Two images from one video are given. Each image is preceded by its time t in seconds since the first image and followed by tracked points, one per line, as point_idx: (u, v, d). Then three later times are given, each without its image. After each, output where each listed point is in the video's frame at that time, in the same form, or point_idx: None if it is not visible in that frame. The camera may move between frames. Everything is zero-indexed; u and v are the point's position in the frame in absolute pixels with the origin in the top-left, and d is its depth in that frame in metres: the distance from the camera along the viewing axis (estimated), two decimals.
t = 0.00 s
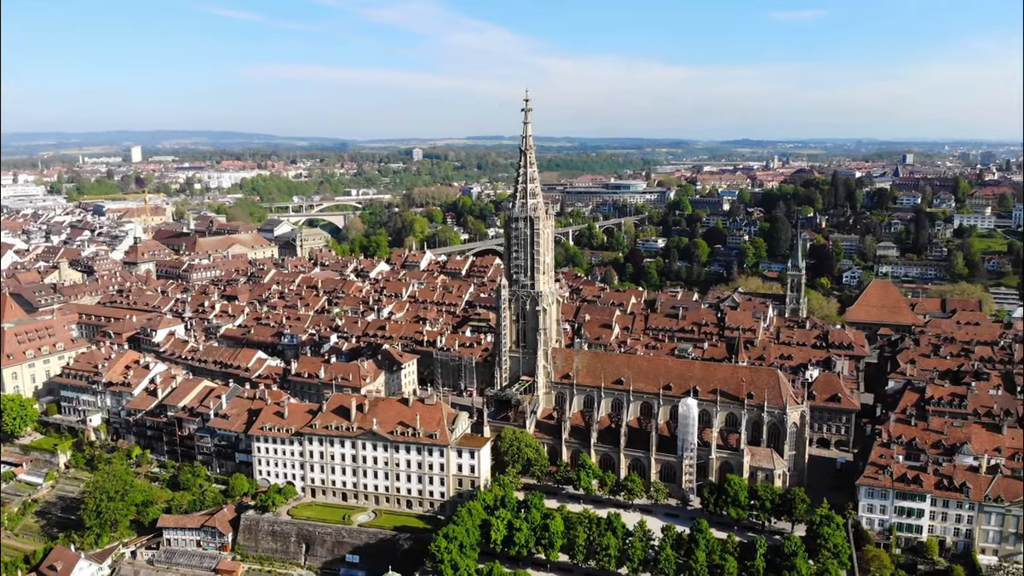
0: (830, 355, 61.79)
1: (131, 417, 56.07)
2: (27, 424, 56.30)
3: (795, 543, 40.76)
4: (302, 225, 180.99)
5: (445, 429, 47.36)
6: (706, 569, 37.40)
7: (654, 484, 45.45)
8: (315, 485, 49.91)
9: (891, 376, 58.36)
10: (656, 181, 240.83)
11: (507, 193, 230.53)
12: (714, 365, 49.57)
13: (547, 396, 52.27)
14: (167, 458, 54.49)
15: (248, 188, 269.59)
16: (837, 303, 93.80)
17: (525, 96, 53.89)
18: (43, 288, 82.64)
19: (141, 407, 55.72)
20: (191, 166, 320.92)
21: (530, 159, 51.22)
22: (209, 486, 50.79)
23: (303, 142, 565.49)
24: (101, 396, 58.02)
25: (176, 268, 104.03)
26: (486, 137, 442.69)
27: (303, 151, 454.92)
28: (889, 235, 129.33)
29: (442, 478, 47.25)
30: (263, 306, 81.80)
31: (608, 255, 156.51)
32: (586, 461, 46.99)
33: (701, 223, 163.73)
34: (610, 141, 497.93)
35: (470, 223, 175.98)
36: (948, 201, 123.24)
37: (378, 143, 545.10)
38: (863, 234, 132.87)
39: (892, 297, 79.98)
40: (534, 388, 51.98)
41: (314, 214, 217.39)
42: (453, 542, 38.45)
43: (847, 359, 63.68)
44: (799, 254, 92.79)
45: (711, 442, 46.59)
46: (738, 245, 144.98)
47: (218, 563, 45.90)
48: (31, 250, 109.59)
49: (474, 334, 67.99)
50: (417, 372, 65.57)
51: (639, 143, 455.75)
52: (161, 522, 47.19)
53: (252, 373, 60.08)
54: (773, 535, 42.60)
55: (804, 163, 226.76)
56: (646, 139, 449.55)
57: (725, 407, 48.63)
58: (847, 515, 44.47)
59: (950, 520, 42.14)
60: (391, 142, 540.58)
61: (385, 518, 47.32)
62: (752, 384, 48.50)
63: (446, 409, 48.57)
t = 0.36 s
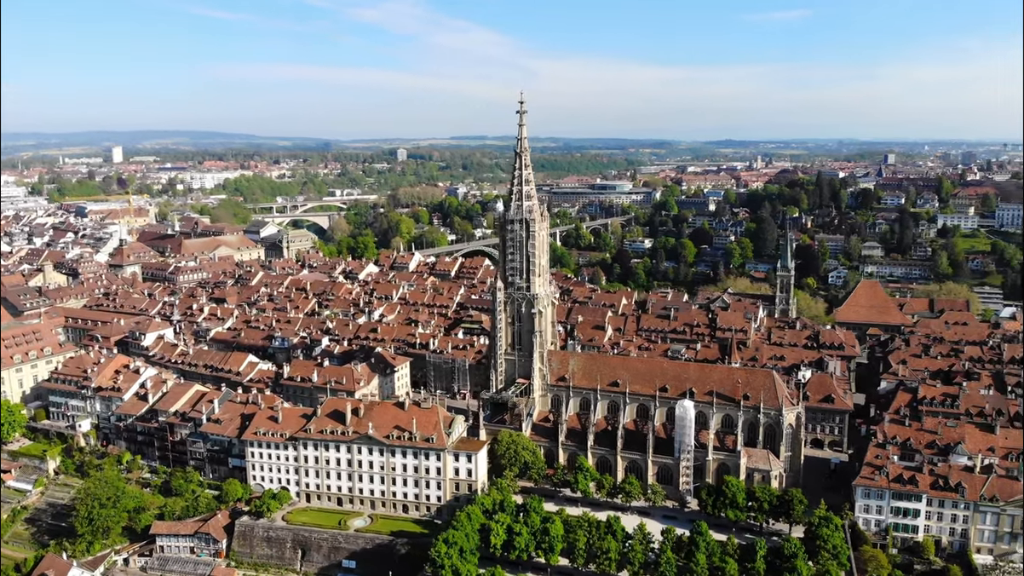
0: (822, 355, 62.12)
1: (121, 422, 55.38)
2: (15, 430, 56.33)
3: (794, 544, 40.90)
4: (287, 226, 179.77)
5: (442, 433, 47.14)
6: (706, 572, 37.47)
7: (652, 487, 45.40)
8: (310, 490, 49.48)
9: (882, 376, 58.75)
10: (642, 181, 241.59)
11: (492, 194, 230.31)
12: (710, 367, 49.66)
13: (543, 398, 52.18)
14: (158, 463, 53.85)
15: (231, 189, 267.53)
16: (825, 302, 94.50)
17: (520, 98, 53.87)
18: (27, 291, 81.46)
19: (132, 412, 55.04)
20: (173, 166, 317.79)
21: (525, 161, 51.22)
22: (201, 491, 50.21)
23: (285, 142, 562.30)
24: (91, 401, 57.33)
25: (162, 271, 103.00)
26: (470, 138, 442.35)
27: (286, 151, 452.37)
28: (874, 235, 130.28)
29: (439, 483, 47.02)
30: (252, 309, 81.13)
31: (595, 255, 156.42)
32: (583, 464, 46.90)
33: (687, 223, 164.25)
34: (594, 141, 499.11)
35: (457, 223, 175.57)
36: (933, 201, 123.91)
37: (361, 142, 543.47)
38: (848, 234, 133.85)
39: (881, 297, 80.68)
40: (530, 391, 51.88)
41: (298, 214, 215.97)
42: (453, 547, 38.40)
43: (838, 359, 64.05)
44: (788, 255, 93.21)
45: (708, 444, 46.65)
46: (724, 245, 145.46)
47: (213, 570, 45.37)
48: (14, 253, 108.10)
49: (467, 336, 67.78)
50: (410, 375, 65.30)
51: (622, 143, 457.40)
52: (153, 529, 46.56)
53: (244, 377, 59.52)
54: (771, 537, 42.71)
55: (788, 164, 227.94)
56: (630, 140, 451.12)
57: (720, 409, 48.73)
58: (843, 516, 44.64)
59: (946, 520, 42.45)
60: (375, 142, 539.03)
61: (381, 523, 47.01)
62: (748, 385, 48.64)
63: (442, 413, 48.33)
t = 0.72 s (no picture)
0: (814, 356, 62.45)
1: (111, 428, 54.70)
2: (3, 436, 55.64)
3: (791, 545, 41.04)
4: (272, 227, 178.60)
5: (439, 436, 46.92)
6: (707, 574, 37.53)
7: (649, 489, 45.38)
8: (305, 495, 49.08)
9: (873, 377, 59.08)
10: (627, 182, 242.04)
11: (478, 195, 229.87)
12: (706, 368, 49.70)
13: (538, 401, 52.06)
14: (150, 469, 53.21)
15: (214, 189, 265.38)
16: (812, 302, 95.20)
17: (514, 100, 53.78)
18: (12, 295, 80.33)
19: (122, 418, 54.36)
20: (156, 167, 314.81)
21: (520, 163, 51.14)
22: (194, 497, 49.63)
23: (267, 142, 559.11)
24: (80, 407, 56.58)
25: (148, 273, 101.97)
26: (454, 138, 441.74)
27: (268, 151, 449.99)
28: (858, 234, 130.95)
29: (436, 487, 46.78)
30: (240, 312, 80.49)
31: (582, 256, 156.35)
32: (580, 466, 46.81)
33: (674, 224, 164.78)
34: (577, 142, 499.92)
35: (443, 224, 175.05)
36: (916, 201, 131.46)
37: (344, 143, 541.60)
38: (833, 234, 132.54)
39: (870, 298, 81.18)
40: (526, 394, 51.75)
41: (283, 215, 214.55)
42: (453, 552, 38.31)
43: (830, 359, 64.40)
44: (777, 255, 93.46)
45: (704, 446, 46.70)
46: (710, 245, 145.93)
47: None
48: None
49: (459, 338, 67.56)
50: (403, 378, 65.00)
51: (606, 144, 458.49)
52: (146, 536, 45.91)
53: (235, 381, 58.91)
54: (769, 538, 42.82)
55: (772, 163, 229.21)
56: (613, 142, 452.17)
57: (717, 410, 48.79)
58: (840, 516, 44.84)
59: (941, 520, 42.76)
60: (358, 142, 537.35)
61: (378, 528, 46.70)
62: (743, 387, 48.73)
63: (438, 417, 48.10)
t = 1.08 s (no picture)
0: (806, 357, 62.79)
1: (102, 434, 54.02)
2: None
3: (789, 546, 41.22)
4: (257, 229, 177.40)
5: (435, 440, 46.70)
6: None
7: (647, 491, 45.37)
8: (300, 500, 48.68)
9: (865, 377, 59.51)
10: (613, 183, 242.67)
11: (465, 196, 229.49)
12: (702, 370, 49.80)
13: (534, 403, 51.99)
14: (141, 475, 52.59)
15: (196, 190, 263.23)
16: (800, 302, 95.78)
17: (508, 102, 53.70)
18: None
19: (113, 423, 53.71)
20: (138, 168, 311.74)
21: (515, 165, 51.07)
22: (187, 504, 49.06)
23: (249, 142, 555.45)
24: (69, 412, 55.83)
25: (134, 276, 100.98)
26: (438, 138, 441.11)
27: (250, 152, 447.17)
28: (843, 234, 131.18)
29: (433, 491, 46.54)
30: (230, 315, 79.85)
31: (570, 256, 156.55)
32: (578, 469, 46.74)
33: (660, 224, 165.33)
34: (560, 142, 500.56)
35: (430, 225, 174.67)
36: (900, 201, 133.67)
37: (327, 143, 539.27)
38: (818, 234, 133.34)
39: (859, 299, 81.63)
40: (521, 396, 51.67)
41: (268, 216, 213.22)
42: (453, 557, 38.25)
43: (822, 360, 64.80)
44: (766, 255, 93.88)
45: (701, 447, 46.78)
46: (697, 245, 146.41)
47: None
48: None
49: (452, 340, 67.37)
50: (395, 381, 64.72)
51: (590, 145, 459.74)
52: (140, 543, 45.27)
53: (226, 386, 58.40)
54: (767, 539, 42.97)
55: (755, 164, 230.39)
56: (597, 143, 453.51)
57: (713, 412, 48.92)
58: (837, 517, 45.07)
59: (937, 520, 43.05)
60: (341, 142, 535.25)
61: (374, 533, 46.40)
62: (739, 389, 48.90)
63: (435, 420, 47.86)
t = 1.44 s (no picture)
0: (799, 357, 63.07)
1: (93, 439, 53.43)
2: None
3: (787, 547, 41.34)
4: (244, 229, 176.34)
5: (432, 444, 46.47)
6: None
7: (645, 493, 45.38)
8: (295, 505, 48.32)
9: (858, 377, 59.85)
10: (600, 183, 243.01)
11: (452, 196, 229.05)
12: (698, 371, 49.87)
13: (531, 406, 51.93)
14: (133, 480, 52.04)
15: (180, 191, 261.18)
16: (789, 302, 96.29)
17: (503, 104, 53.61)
18: None
19: (104, 428, 53.13)
20: (120, 168, 308.93)
21: (511, 167, 50.98)
22: (181, 509, 48.56)
23: (232, 142, 552.03)
24: (59, 417, 55.20)
25: (121, 278, 100.07)
26: (424, 139, 440.26)
27: (234, 151, 444.52)
28: (829, 234, 131.48)
29: (430, 495, 46.33)
30: (219, 317, 79.24)
31: (558, 257, 156.66)
32: (576, 472, 46.65)
33: (648, 224, 165.78)
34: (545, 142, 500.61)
35: (418, 226, 174.26)
36: (886, 202, 134.39)
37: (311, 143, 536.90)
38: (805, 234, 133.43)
39: (848, 299, 82.22)
40: (518, 399, 51.60)
41: (254, 217, 211.95)
42: (454, 563, 38.17)
43: (814, 360, 65.15)
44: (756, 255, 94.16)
45: (698, 449, 46.82)
46: (685, 245, 146.71)
47: None
48: None
49: (445, 343, 67.16)
50: (389, 384, 64.41)
51: (575, 145, 460.64)
52: (134, 550, 44.77)
53: (218, 390, 57.89)
54: (765, 540, 43.11)
55: (742, 164, 231.27)
56: (582, 143, 454.15)
57: (709, 414, 48.99)
58: (834, 517, 45.27)
59: (932, 520, 43.35)
60: (325, 142, 533.16)
61: (371, 537, 46.14)
62: (735, 390, 48.98)
63: (431, 424, 47.64)
